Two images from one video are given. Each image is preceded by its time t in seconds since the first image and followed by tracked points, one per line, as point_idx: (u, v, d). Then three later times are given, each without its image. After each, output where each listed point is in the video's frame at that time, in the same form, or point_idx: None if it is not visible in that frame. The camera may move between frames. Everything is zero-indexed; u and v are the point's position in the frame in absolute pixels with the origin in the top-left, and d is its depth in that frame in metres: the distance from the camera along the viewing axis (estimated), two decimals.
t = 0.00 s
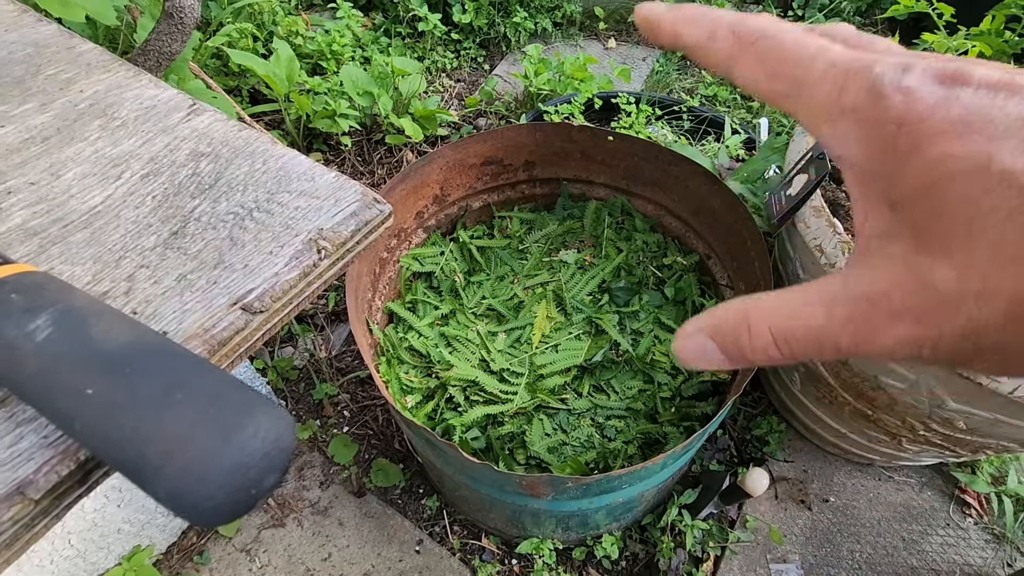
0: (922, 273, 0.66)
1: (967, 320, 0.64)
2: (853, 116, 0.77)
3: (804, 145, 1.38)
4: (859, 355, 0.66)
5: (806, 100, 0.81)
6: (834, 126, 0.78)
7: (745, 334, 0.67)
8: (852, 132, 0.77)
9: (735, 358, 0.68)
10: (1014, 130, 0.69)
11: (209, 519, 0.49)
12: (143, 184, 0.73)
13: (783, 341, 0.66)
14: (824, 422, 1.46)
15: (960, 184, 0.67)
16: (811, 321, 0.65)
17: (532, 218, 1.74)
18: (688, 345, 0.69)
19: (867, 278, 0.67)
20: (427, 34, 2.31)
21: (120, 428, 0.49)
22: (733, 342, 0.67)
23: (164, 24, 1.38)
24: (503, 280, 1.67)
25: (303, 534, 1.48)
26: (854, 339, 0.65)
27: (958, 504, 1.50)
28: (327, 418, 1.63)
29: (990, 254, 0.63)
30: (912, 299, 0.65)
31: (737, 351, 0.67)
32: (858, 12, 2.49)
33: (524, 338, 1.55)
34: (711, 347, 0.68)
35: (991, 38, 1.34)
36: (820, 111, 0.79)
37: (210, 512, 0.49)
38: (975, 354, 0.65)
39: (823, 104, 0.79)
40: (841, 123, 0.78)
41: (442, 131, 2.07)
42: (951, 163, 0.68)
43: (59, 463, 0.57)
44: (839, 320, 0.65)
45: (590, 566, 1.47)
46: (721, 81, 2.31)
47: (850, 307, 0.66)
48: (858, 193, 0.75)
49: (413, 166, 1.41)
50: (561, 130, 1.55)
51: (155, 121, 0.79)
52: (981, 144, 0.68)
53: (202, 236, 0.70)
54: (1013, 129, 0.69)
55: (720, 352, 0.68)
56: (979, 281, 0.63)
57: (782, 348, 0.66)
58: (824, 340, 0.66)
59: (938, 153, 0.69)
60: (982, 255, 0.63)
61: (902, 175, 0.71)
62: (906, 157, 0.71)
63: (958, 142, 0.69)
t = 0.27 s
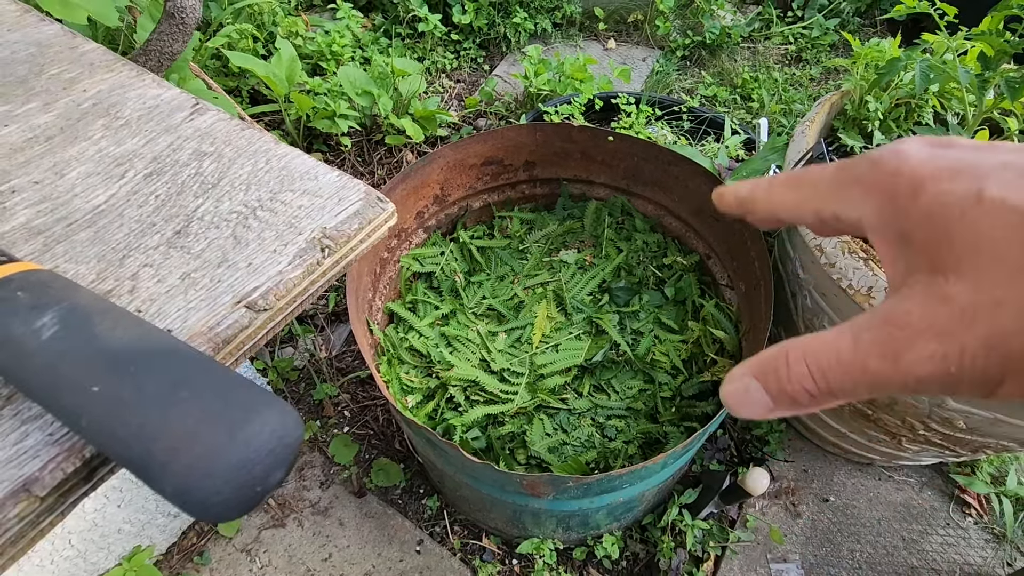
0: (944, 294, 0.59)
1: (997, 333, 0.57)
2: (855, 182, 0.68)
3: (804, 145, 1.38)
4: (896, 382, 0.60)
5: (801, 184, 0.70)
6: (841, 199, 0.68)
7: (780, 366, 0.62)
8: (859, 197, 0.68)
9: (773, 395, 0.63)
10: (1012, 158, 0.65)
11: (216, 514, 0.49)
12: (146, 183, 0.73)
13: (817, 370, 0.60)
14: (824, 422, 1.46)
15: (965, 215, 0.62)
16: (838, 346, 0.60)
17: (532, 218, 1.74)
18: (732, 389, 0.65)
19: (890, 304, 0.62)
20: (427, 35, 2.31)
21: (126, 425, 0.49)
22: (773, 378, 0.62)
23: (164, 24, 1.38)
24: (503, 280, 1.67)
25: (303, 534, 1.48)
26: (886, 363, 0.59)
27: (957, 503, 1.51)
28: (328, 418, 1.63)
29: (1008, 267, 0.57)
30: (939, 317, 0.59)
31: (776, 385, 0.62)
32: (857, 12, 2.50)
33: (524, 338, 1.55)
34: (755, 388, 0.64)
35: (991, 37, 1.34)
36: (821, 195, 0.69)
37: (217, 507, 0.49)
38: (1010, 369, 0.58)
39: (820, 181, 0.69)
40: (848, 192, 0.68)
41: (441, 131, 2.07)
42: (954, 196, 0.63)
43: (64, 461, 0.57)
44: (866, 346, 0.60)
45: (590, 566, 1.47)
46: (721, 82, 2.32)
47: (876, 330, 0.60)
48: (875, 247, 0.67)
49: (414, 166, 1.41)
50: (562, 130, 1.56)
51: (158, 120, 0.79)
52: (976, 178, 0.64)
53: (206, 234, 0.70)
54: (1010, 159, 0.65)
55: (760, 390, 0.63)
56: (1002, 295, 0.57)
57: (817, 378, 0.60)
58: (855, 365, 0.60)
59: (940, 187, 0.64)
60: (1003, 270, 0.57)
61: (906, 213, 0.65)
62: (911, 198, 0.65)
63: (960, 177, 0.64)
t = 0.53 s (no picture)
0: (948, 437, 0.56)
1: (1015, 477, 0.53)
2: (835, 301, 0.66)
3: (799, 145, 1.38)
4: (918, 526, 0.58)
5: (771, 286, 0.69)
6: (824, 316, 0.66)
7: (795, 511, 0.61)
8: (844, 318, 0.65)
9: (791, 539, 0.61)
10: (995, 274, 0.61)
11: (201, 517, 0.48)
12: (136, 183, 0.73)
13: (836, 515, 0.59)
14: (821, 422, 1.46)
15: (955, 350, 0.58)
16: (845, 482, 0.59)
17: (529, 219, 1.73)
18: (744, 533, 0.63)
19: (891, 446, 0.59)
20: (424, 35, 2.31)
21: (111, 427, 0.49)
22: (787, 520, 0.61)
23: (160, 24, 1.37)
24: (500, 281, 1.67)
25: (299, 536, 1.47)
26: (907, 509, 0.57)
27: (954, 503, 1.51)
28: (324, 420, 1.63)
29: (1008, 406, 0.54)
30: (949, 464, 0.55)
31: (792, 529, 0.61)
32: (854, 13, 2.50)
33: (521, 338, 1.55)
34: (768, 533, 0.62)
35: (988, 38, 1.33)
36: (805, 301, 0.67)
37: (202, 509, 0.48)
38: None
39: (799, 289, 0.68)
40: (830, 308, 0.66)
41: (439, 132, 2.07)
42: (938, 330, 0.59)
43: (50, 462, 0.56)
44: (883, 492, 0.58)
45: (587, 567, 1.47)
46: (718, 82, 2.32)
47: (890, 470, 0.58)
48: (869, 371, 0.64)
49: (410, 167, 1.41)
50: (558, 131, 1.55)
51: (149, 120, 0.79)
52: (959, 306, 0.60)
53: (196, 234, 0.70)
54: (995, 273, 0.61)
55: (775, 534, 0.62)
56: (1010, 439, 0.53)
57: (836, 523, 0.59)
58: (868, 512, 0.58)
59: (923, 317, 0.60)
60: (1004, 412, 0.54)
61: (894, 342, 0.61)
62: (897, 330, 0.61)
63: (942, 305, 0.60)
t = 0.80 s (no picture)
0: (945, 286, 0.66)
1: (993, 320, 0.64)
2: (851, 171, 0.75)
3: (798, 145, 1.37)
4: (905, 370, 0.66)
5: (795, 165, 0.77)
6: (843, 186, 0.75)
7: (798, 367, 0.66)
8: (858, 188, 0.75)
9: (793, 391, 0.66)
10: (1005, 143, 0.73)
11: (201, 516, 0.49)
12: (137, 185, 0.73)
13: (836, 365, 0.65)
14: (821, 422, 1.46)
15: (959, 210, 0.69)
16: (848, 341, 0.65)
17: (528, 220, 1.74)
18: (748, 388, 0.68)
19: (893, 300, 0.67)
20: (424, 36, 2.32)
21: (113, 427, 0.49)
22: (790, 374, 0.66)
23: (160, 26, 1.38)
24: (499, 282, 1.67)
25: (299, 536, 1.48)
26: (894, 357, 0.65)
27: (953, 503, 1.51)
28: (324, 420, 1.63)
29: (995, 259, 0.65)
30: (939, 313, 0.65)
31: (794, 380, 0.66)
32: (852, 14, 2.51)
33: (521, 339, 1.55)
34: (769, 384, 0.67)
35: (982, 38, 1.36)
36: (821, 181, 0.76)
37: (204, 508, 0.49)
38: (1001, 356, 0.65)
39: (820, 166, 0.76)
40: (847, 180, 0.75)
41: (438, 133, 2.07)
42: (946, 195, 0.70)
43: (52, 462, 0.57)
44: (879, 340, 0.65)
45: (587, 568, 1.47)
46: (717, 84, 2.32)
47: (886, 325, 0.66)
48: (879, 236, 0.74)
49: (409, 168, 1.41)
50: (557, 132, 1.56)
51: (150, 122, 0.79)
52: (971, 170, 0.71)
53: (196, 236, 0.70)
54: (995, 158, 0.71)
55: (781, 388, 0.66)
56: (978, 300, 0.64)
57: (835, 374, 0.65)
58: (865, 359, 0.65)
59: (937, 178, 0.71)
60: (995, 264, 0.65)
61: (903, 211, 0.72)
62: (909, 198, 0.72)
63: (944, 180, 0.71)
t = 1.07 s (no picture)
0: (957, 211, 0.56)
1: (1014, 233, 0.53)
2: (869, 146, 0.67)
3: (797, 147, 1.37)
4: (910, 299, 0.56)
5: (818, 154, 0.69)
6: (863, 159, 0.66)
7: (791, 307, 0.62)
8: (881, 154, 0.65)
9: (782, 331, 0.63)
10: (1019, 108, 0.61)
11: (199, 517, 0.49)
12: (135, 186, 0.73)
13: (835, 300, 0.59)
14: (820, 422, 1.46)
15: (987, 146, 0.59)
16: (852, 280, 0.59)
17: (528, 220, 1.74)
18: (743, 330, 0.66)
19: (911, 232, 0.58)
20: (423, 37, 2.32)
21: (111, 428, 0.49)
22: (783, 316, 0.63)
23: (159, 26, 1.37)
24: (499, 282, 1.67)
25: (298, 537, 1.48)
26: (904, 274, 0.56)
27: (952, 504, 1.51)
28: (323, 421, 1.63)
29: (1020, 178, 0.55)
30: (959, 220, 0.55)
31: (790, 326, 0.63)
32: (852, 15, 2.51)
33: (520, 340, 1.55)
34: (761, 326, 0.65)
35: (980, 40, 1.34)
36: (837, 164, 0.67)
37: (201, 509, 0.49)
38: None
39: (839, 151, 0.68)
40: (870, 152, 0.66)
41: (438, 133, 2.07)
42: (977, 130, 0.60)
43: (50, 464, 0.57)
44: (879, 270, 0.58)
45: (586, 569, 1.47)
46: (716, 84, 2.32)
47: (890, 253, 0.58)
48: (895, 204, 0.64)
49: (409, 168, 1.41)
50: (556, 133, 1.56)
51: (148, 123, 0.79)
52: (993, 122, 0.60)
53: (194, 237, 0.70)
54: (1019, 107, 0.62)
55: (772, 329, 0.64)
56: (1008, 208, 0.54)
57: (825, 306, 0.60)
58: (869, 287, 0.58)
59: (959, 131, 0.61)
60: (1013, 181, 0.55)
61: (925, 163, 0.62)
62: (926, 144, 0.62)
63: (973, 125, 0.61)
